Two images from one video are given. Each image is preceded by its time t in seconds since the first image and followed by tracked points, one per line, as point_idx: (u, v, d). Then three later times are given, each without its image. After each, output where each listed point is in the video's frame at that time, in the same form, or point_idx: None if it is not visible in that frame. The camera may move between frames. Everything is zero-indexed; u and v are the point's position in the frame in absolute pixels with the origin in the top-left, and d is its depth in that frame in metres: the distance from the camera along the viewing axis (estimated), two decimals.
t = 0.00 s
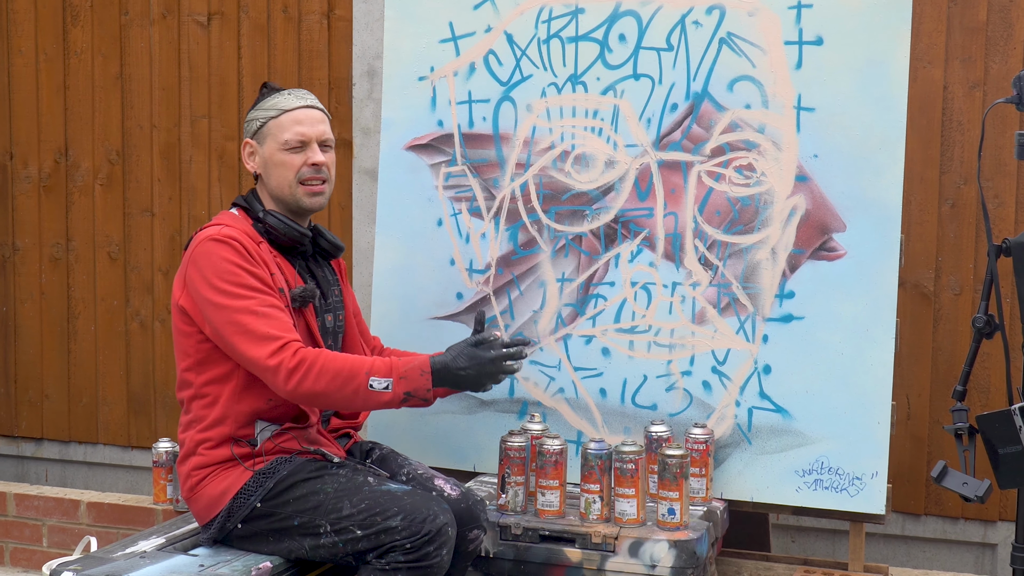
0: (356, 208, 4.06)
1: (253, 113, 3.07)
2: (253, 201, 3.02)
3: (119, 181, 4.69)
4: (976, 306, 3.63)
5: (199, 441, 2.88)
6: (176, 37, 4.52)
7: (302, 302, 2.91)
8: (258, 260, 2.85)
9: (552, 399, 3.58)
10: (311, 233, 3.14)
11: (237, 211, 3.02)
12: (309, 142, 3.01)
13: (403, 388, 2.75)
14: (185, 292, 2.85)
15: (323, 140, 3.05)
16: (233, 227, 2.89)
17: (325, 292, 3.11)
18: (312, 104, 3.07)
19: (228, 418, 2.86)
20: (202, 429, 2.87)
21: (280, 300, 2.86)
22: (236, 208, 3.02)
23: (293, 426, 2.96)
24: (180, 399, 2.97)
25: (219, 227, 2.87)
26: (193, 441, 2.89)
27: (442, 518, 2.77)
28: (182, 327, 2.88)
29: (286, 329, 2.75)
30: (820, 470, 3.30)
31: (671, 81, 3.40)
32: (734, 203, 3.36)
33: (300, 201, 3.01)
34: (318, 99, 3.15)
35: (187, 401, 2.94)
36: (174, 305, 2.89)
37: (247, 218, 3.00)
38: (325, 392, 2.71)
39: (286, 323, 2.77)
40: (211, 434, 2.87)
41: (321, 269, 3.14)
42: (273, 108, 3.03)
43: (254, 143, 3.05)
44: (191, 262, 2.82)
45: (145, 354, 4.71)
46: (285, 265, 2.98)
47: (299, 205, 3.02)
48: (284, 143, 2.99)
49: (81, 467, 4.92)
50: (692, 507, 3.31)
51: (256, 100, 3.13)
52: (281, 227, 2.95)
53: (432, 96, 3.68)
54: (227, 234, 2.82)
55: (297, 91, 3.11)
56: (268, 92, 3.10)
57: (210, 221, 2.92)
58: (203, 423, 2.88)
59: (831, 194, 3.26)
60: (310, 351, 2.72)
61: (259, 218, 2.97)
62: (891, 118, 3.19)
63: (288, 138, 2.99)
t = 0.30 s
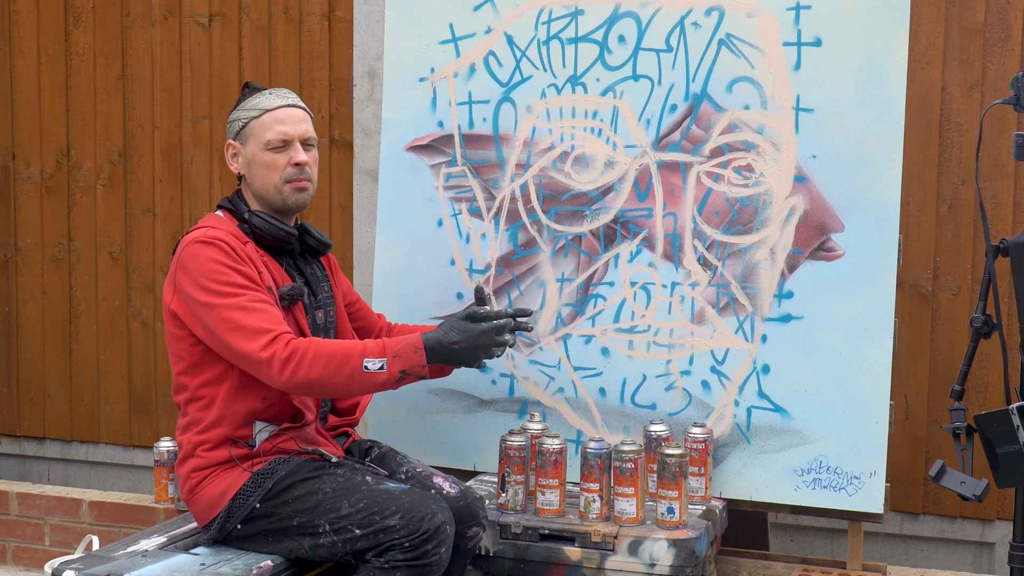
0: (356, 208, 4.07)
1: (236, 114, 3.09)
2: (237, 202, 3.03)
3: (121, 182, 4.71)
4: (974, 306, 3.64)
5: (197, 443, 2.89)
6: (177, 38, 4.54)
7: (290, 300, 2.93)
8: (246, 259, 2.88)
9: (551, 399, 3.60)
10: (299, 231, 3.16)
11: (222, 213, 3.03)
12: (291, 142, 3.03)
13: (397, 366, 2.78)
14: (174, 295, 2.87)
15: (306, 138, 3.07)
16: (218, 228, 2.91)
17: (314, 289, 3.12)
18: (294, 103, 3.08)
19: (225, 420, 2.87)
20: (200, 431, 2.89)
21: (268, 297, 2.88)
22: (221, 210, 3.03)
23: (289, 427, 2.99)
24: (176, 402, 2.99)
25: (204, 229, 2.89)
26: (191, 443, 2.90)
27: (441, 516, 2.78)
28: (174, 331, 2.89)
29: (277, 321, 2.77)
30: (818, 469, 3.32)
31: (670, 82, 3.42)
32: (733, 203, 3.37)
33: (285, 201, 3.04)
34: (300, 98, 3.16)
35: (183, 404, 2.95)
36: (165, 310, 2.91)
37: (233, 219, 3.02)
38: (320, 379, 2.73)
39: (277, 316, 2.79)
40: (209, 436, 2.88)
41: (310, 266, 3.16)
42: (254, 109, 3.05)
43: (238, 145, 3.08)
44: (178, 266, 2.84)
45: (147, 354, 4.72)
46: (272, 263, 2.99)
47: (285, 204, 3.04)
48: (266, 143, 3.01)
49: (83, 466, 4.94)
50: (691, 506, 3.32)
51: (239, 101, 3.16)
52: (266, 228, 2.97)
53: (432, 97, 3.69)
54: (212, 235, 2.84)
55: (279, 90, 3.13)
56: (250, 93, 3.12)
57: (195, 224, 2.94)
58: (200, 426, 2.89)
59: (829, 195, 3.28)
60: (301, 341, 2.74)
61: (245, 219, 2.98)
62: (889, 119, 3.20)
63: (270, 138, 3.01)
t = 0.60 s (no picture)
0: (357, 209, 4.09)
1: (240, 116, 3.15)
2: (243, 203, 3.06)
3: (123, 183, 4.73)
4: (972, 306, 3.66)
5: (199, 442, 2.91)
6: (179, 40, 4.56)
7: (295, 302, 2.96)
8: (251, 258, 2.89)
9: (551, 399, 3.62)
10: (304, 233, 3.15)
11: (229, 213, 3.06)
12: (289, 136, 3.05)
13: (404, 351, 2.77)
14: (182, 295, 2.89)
15: (305, 134, 3.08)
16: (224, 229, 2.93)
17: (319, 292, 3.14)
18: (293, 99, 3.11)
19: (227, 419, 2.90)
20: (202, 430, 2.91)
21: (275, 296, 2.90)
22: (228, 211, 3.06)
23: (291, 426, 3.00)
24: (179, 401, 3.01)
25: (210, 230, 2.91)
26: (194, 442, 2.93)
27: (441, 515, 2.80)
28: (183, 331, 2.91)
29: (284, 318, 2.79)
30: (817, 468, 3.33)
31: (669, 83, 3.44)
32: (732, 204, 3.39)
33: (284, 197, 3.04)
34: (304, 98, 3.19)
35: (186, 403, 2.97)
36: (173, 311, 2.93)
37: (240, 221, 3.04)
38: (328, 373, 2.74)
39: (284, 313, 2.80)
40: (211, 435, 2.90)
41: (316, 268, 3.18)
42: (255, 107, 3.09)
43: (241, 145, 3.12)
44: (185, 267, 2.86)
45: (149, 354, 4.74)
46: (279, 266, 3.02)
47: (284, 201, 3.05)
48: (264, 137, 3.04)
49: (86, 465, 4.96)
50: (690, 505, 3.34)
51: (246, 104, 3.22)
52: (270, 229, 2.98)
53: (433, 99, 3.71)
54: (218, 236, 2.86)
55: (282, 90, 3.17)
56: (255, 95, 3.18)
57: (201, 225, 2.96)
58: (202, 425, 2.91)
59: (827, 196, 3.30)
60: (308, 338, 2.75)
61: (250, 219, 3.01)
62: (887, 120, 3.22)
63: (268, 133, 3.04)
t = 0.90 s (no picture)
0: (358, 209, 4.11)
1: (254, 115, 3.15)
2: (252, 203, 3.07)
3: (125, 183, 4.74)
4: (970, 306, 3.68)
5: (202, 440, 2.93)
6: (181, 41, 4.58)
7: (299, 305, 2.97)
8: (257, 264, 2.91)
9: (551, 398, 3.63)
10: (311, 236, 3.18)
11: (237, 213, 3.07)
12: (299, 145, 3.06)
13: (397, 392, 2.81)
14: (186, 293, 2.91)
15: (315, 142, 3.08)
16: (232, 230, 2.94)
17: (323, 295, 3.16)
18: (307, 106, 3.10)
19: (230, 418, 2.92)
20: (205, 429, 2.93)
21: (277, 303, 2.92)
22: (237, 210, 3.07)
23: (295, 425, 3.00)
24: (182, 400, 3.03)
25: (218, 230, 2.92)
26: (196, 441, 2.95)
27: (442, 514, 2.81)
28: (183, 328, 2.93)
29: (283, 332, 2.81)
30: (816, 468, 3.35)
31: (669, 84, 3.46)
32: (731, 204, 3.41)
33: (289, 203, 3.06)
34: (319, 103, 3.18)
35: (189, 402, 2.99)
36: (175, 306, 2.95)
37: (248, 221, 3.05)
38: (320, 396, 2.77)
39: (283, 326, 2.83)
40: (213, 434, 2.93)
41: (321, 271, 3.20)
42: (269, 110, 3.09)
43: (253, 145, 3.13)
44: (191, 265, 2.88)
45: (150, 354, 4.76)
46: (284, 268, 3.03)
47: (288, 207, 3.07)
48: (274, 144, 3.05)
49: (87, 464, 4.97)
50: (689, 504, 3.35)
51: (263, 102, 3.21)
52: (278, 230, 3.00)
53: (433, 99, 3.73)
54: (227, 238, 2.87)
55: (298, 92, 3.15)
56: (271, 95, 3.17)
57: (210, 223, 2.97)
58: (204, 424, 2.93)
59: (826, 197, 3.31)
60: (306, 355, 2.78)
61: (258, 220, 3.02)
62: (885, 121, 3.24)
63: (277, 140, 3.05)
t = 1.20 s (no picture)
0: (359, 210, 4.13)
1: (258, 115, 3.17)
2: (248, 203, 3.10)
3: (127, 184, 4.76)
4: (967, 306, 3.70)
5: (202, 440, 2.95)
6: (183, 43, 4.59)
7: (294, 303, 2.98)
8: (252, 262, 2.93)
9: (551, 398, 3.65)
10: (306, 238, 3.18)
11: (233, 213, 3.10)
12: (299, 152, 3.08)
13: (393, 382, 2.83)
14: (182, 294, 2.93)
15: (315, 151, 3.11)
16: (227, 230, 2.97)
17: (319, 294, 3.18)
18: (311, 114, 3.12)
19: (230, 417, 2.94)
20: (205, 428, 2.95)
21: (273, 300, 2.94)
22: (233, 211, 3.10)
23: (295, 424, 3.02)
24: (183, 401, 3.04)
25: (213, 230, 2.95)
26: (197, 441, 2.97)
27: (442, 513, 2.83)
28: (180, 329, 2.95)
29: (278, 327, 2.83)
30: (814, 467, 3.37)
31: (668, 85, 3.48)
32: (730, 204, 3.43)
33: (284, 208, 3.09)
34: (323, 110, 3.20)
35: (189, 402, 3.01)
36: (171, 308, 2.97)
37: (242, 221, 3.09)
38: (317, 388, 2.78)
39: (278, 321, 2.85)
40: (213, 433, 2.94)
41: (317, 271, 3.22)
42: (272, 113, 3.10)
43: (254, 145, 3.15)
44: (186, 265, 2.90)
45: (152, 353, 4.78)
46: (279, 267, 3.05)
47: (283, 212, 3.09)
48: (275, 149, 3.07)
49: (90, 464, 4.99)
50: (688, 502, 3.37)
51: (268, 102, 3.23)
52: (272, 231, 3.02)
53: (434, 101, 3.75)
54: (221, 237, 2.90)
55: (303, 98, 3.17)
56: (277, 96, 3.18)
57: (205, 224, 3.00)
58: (205, 423, 2.95)
59: (824, 197, 3.33)
60: (301, 349, 2.79)
61: (253, 220, 3.05)
62: (884, 122, 3.25)
63: (278, 146, 3.06)
